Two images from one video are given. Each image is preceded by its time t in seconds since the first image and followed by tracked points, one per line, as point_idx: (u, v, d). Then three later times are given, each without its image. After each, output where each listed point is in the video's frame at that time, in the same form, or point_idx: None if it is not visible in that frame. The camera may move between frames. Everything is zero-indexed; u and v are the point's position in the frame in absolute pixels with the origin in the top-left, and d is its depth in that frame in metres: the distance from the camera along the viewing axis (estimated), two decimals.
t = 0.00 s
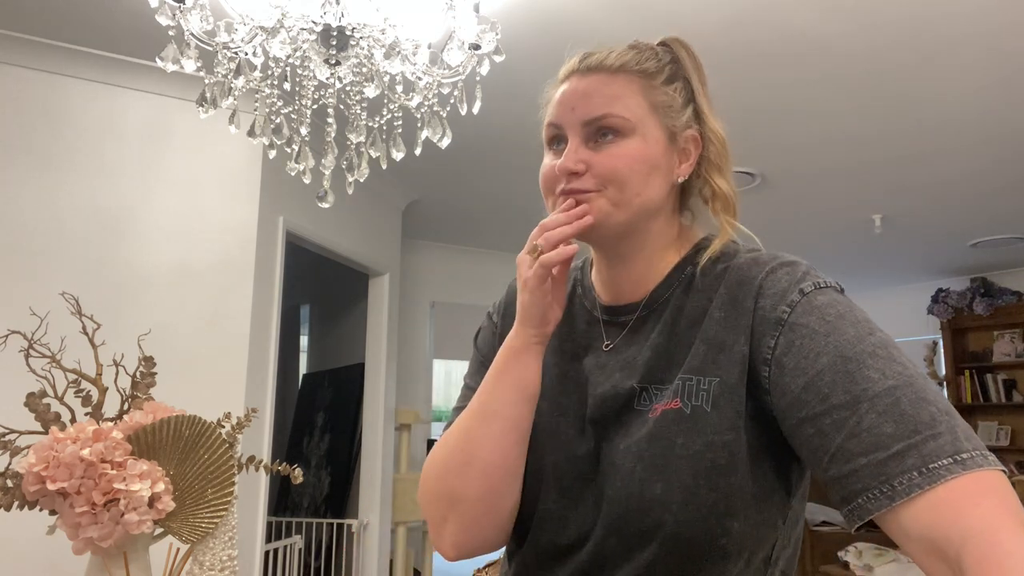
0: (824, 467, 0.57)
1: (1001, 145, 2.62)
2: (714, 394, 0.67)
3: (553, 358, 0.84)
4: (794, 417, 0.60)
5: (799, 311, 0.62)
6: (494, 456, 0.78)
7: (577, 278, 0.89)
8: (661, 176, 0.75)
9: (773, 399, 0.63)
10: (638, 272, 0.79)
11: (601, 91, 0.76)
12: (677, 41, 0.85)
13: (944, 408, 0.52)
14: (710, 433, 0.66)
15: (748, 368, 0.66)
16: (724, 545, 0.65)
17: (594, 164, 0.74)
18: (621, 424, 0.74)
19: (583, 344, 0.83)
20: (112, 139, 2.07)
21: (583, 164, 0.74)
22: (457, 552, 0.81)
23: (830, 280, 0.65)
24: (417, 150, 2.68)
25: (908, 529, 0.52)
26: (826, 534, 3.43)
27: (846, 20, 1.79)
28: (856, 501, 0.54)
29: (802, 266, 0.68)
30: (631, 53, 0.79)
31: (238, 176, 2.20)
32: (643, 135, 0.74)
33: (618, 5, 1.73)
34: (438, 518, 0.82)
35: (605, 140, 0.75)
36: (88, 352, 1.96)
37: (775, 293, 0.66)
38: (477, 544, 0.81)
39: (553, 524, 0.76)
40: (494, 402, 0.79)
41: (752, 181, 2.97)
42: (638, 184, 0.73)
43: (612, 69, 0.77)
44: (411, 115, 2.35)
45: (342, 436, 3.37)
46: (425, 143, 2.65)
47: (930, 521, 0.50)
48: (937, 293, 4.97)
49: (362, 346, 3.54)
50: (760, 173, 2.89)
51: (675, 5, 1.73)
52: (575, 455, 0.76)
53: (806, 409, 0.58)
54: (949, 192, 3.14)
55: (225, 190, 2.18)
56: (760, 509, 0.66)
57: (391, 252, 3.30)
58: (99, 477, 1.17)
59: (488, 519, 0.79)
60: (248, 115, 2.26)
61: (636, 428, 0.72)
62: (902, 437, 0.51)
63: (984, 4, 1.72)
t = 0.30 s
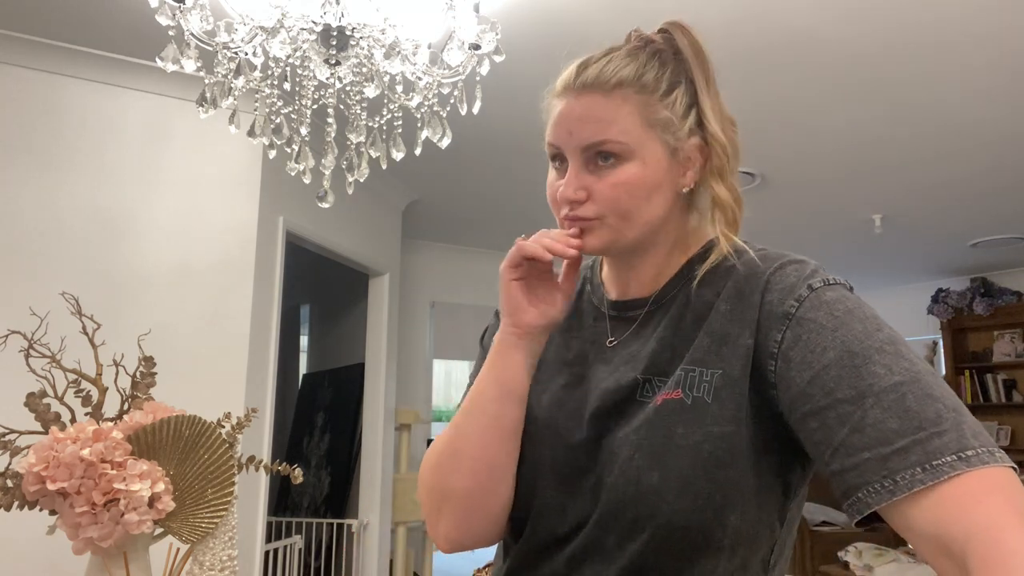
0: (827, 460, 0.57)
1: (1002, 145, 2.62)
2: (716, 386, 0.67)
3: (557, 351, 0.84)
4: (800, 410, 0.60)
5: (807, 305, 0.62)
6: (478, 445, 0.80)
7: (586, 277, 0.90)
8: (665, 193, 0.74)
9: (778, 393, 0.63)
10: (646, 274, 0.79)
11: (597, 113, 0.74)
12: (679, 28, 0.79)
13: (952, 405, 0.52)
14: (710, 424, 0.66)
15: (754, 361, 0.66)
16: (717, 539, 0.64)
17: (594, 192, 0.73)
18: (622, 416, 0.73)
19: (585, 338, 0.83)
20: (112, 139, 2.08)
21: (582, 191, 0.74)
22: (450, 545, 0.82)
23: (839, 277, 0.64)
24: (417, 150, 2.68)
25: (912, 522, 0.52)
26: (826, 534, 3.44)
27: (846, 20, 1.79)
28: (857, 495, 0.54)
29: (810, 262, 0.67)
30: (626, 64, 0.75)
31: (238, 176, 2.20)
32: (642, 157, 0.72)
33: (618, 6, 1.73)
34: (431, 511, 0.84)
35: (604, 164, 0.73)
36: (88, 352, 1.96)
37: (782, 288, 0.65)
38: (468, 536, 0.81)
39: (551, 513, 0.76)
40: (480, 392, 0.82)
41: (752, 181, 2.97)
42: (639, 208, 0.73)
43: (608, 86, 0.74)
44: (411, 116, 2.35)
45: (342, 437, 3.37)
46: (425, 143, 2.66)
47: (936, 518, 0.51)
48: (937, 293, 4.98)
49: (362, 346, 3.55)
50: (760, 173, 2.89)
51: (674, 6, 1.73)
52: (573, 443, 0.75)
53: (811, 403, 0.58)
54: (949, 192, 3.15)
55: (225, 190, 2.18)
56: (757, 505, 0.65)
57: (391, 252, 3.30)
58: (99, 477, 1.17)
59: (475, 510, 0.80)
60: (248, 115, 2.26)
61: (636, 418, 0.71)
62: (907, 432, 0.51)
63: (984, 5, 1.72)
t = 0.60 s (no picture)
0: (832, 463, 0.57)
1: (1002, 145, 2.62)
2: (723, 387, 0.67)
3: (561, 349, 0.84)
4: (808, 413, 0.59)
5: (818, 311, 0.62)
6: (451, 451, 0.80)
7: (593, 274, 0.89)
8: (676, 203, 0.73)
9: (786, 397, 0.63)
10: (655, 279, 0.79)
11: (611, 118, 0.73)
12: (693, 32, 0.78)
13: (959, 413, 0.52)
14: (715, 424, 0.66)
15: (762, 365, 0.66)
16: (715, 538, 0.64)
17: (607, 199, 0.72)
18: (627, 415, 0.73)
19: (591, 337, 0.82)
20: (112, 139, 2.08)
21: (595, 198, 0.73)
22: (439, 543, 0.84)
23: (849, 286, 0.65)
24: (417, 150, 2.68)
25: (915, 526, 0.52)
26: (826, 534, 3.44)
27: (846, 20, 1.80)
28: (863, 498, 0.54)
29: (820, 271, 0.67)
30: (642, 70, 0.75)
31: (238, 176, 2.20)
32: (656, 166, 0.72)
33: (618, 5, 1.73)
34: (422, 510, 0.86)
35: (617, 172, 0.73)
36: (89, 352, 1.96)
37: (794, 294, 0.66)
38: (455, 535, 0.82)
39: (546, 504, 0.75)
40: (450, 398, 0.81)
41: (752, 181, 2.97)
42: (653, 217, 0.73)
43: (623, 92, 0.74)
44: (411, 115, 2.35)
45: (342, 437, 3.37)
46: (424, 143, 2.66)
47: (941, 522, 0.50)
48: (937, 293, 4.98)
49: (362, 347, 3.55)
50: (760, 173, 2.89)
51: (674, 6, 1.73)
52: (574, 439, 0.75)
53: (819, 406, 0.58)
54: (949, 192, 3.15)
55: (225, 190, 2.18)
56: (756, 506, 0.65)
57: (391, 252, 3.30)
58: (99, 477, 1.17)
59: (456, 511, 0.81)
60: (248, 115, 2.26)
61: (641, 417, 0.71)
62: (914, 437, 0.51)
63: (985, 5, 1.72)
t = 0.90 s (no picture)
0: (827, 469, 0.57)
1: (1001, 145, 2.62)
2: (715, 392, 0.66)
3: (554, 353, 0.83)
4: (802, 419, 0.59)
5: (809, 316, 0.63)
6: (452, 466, 0.79)
7: (585, 277, 0.89)
8: (685, 192, 0.74)
9: (779, 402, 0.63)
10: (651, 276, 0.79)
11: (631, 100, 0.74)
12: (710, 37, 0.81)
13: (950, 416, 0.52)
14: (707, 429, 0.65)
15: (753, 370, 0.66)
16: (707, 543, 0.64)
17: (620, 178, 0.72)
18: (619, 420, 0.73)
19: (583, 341, 0.82)
20: (112, 139, 2.08)
21: (608, 175, 0.72)
22: (442, 549, 0.85)
23: (839, 290, 0.65)
24: (417, 150, 2.69)
25: (908, 531, 0.52)
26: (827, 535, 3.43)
27: (847, 20, 1.80)
28: (859, 503, 0.53)
29: (811, 275, 0.67)
30: (665, 59, 0.76)
31: (238, 176, 2.20)
32: (671, 151, 0.72)
33: (619, 5, 1.73)
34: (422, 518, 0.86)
35: (632, 153, 0.73)
36: (88, 352, 1.96)
37: (785, 299, 0.66)
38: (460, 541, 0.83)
39: (539, 509, 0.75)
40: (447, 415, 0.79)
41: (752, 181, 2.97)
42: (662, 201, 0.72)
43: (645, 77, 0.75)
44: (411, 116, 2.35)
45: (341, 437, 3.37)
46: (424, 143, 2.65)
47: (935, 525, 0.50)
48: (937, 294, 4.98)
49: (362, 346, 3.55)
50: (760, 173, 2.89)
51: (674, 5, 1.73)
52: (567, 444, 0.74)
53: (812, 411, 0.58)
54: (949, 192, 3.15)
55: (226, 190, 2.18)
56: (749, 511, 0.65)
57: (391, 252, 3.30)
58: (99, 477, 1.17)
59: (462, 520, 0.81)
60: (248, 115, 2.26)
61: (633, 422, 0.71)
62: (908, 441, 0.51)
63: (985, 5, 1.73)
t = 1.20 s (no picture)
0: (818, 473, 0.57)
1: (1001, 145, 2.62)
2: (702, 396, 0.66)
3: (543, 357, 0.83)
4: (790, 422, 0.59)
5: (794, 316, 0.62)
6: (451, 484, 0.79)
7: (574, 281, 0.89)
8: (687, 196, 0.75)
9: (767, 404, 0.63)
10: (639, 277, 0.79)
11: (652, 99, 0.73)
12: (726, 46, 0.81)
13: (938, 414, 0.52)
14: (694, 434, 0.65)
15: (740, 372, 0.65)
16: (700, 547, 0.64)
17: (632, 173, 0.72)
18: (609, 425, 0.73)
19: (573, 345, 0.82)
20: (112, 138, 2.08)
21: (620, 169, 0.72)
22: (441, 559, 0.86)
23: (823, 287, 0.64)
24: (417, 150, 2.69)
25: (902, 534, 0.52)
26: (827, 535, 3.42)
27: (848, 20, 1.79)
28: (851, 507, 0.53)
29: (795, 272, 0.67)
30: (687, 65, 0.76)
31: (238, 177, 2.20)
32: (683, 155, 0.73)
33: (619, 4, 1.72)
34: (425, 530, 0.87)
35: (644, 151, 0.73)
36: (88, 352, 1.96)
37: (768, 298, 0.65)
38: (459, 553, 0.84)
39: (534, 516, 0.75)
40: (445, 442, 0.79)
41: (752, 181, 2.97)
42: (668, 202, 0.73)
43: (668, 79, 0.74)
44: (411, 115, 2.35)
45: (341, 437, 3.36)
46: (425, 143, 2.65)
47: (926, 525, 0.50)
48: (937, 293, 4.98)
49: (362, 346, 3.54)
50: (760, 173, 2.89)
51: (674, 4, 1.73)
52: (558, 449, 0.74)
53: (800, 414, 0.58)
54: (949, 192, 3.14)
55: (225, 190, 2.18)
56: (743, 514, 0.65)
57: (391, 252, 3.30)
58: (99, 477, 1.17)
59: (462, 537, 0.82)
60: (248, 115, 2.26)
61: (621, 427, 0.71)
62: (896, 443, 0.51)
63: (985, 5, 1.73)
